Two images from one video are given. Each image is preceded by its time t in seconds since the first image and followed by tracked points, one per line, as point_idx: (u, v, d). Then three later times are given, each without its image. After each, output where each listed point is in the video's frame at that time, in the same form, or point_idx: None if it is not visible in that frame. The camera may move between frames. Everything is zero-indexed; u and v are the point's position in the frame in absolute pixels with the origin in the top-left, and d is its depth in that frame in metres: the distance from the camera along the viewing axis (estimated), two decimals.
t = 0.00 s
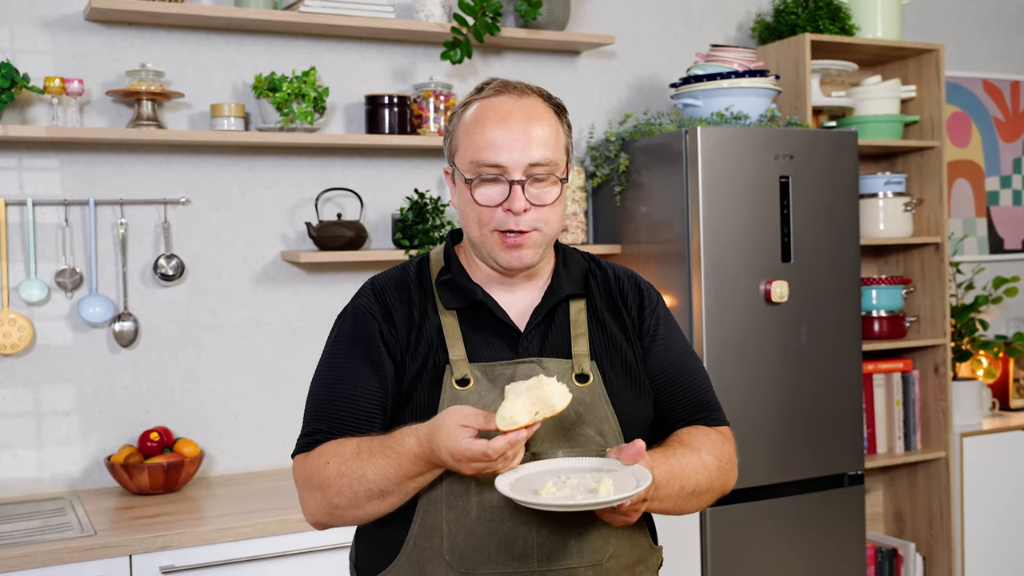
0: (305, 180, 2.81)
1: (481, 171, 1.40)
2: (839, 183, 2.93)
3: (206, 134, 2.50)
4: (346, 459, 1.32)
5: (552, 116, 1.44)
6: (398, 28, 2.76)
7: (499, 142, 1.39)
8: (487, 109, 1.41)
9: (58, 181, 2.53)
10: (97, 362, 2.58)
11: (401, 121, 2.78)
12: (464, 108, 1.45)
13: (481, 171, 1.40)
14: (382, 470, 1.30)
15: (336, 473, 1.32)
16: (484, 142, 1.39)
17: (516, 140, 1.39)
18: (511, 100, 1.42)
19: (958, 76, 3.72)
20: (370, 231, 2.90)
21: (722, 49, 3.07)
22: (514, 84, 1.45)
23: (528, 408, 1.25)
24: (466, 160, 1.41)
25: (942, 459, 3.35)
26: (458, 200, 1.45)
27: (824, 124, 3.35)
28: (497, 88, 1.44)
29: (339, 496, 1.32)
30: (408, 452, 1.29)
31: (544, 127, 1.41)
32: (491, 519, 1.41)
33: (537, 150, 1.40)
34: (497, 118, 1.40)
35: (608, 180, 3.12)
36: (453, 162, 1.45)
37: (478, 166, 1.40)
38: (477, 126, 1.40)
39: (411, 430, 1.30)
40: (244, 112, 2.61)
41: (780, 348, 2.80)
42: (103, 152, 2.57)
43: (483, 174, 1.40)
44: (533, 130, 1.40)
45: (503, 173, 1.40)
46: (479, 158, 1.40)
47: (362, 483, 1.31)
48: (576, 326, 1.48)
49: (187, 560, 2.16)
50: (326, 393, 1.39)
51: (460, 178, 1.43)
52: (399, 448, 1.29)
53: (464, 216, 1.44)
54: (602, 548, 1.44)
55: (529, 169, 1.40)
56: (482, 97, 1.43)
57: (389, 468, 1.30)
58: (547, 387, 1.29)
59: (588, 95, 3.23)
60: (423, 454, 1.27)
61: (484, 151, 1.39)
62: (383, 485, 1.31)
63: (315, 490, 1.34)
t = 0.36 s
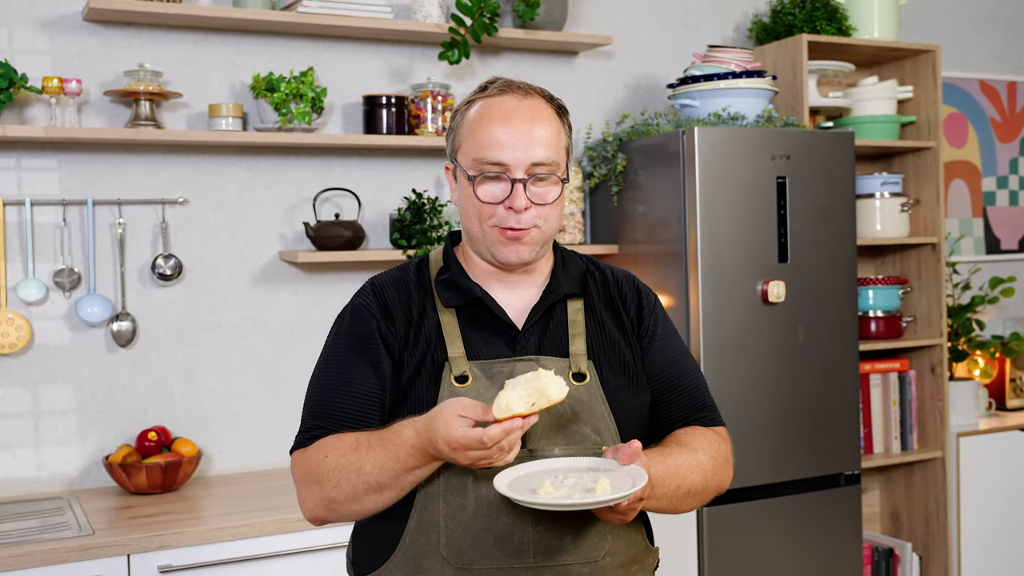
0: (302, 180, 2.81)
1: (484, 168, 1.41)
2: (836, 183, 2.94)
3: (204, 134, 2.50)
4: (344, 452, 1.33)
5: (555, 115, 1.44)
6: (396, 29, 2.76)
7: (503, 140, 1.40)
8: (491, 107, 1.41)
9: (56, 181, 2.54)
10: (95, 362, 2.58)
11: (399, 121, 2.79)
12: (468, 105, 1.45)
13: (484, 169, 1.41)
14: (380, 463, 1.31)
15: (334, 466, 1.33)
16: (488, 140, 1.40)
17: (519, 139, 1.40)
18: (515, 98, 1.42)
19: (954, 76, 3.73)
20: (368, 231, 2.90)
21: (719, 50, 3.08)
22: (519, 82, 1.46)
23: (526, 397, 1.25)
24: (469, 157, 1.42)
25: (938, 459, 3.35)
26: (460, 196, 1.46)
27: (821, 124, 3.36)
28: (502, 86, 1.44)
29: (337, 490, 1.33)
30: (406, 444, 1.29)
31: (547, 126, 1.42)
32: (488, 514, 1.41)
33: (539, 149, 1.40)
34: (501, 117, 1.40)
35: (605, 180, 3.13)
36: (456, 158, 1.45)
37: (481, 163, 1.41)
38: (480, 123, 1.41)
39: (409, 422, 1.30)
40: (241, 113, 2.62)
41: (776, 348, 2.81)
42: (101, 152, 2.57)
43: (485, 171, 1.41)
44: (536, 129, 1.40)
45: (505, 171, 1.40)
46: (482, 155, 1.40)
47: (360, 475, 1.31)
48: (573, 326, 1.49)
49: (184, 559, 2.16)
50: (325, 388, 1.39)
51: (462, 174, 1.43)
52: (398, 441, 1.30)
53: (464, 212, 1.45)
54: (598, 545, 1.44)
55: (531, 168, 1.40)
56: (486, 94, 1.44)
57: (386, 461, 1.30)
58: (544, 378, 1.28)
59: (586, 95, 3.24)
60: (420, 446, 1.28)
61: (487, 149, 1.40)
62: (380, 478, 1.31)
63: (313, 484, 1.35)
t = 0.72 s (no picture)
0: (303, 181, 2.81)
1: (484, 171, 1.41)
2: (837, 183, 2.94)
3: (205, 134, 2.50)
4: (352, 442, 1.33)
5: (556, 116, 1.44)
6: (397, 29, 2.76)
7: (502, 143, 1.40)
8: (490, 109, 1.41)
9: (57, 181, 2.54)
10: (95, 362, 2.58)
11: (400, 121, 2.79)
12: (470, 108, 1.45)
13: (484, 171, 1.40)
14: (387, 451, 1.31)
15: (341, 456, 1.33)
16: (488, 143, 1.40)
17: (519, 142, 1.40)
18: (516, 101, 1.42)
19: (955, 77, 3.73)
20: (369, 231, 2.90)
21: (721, 50, 3.07)
22: (519, 84, 1.45)
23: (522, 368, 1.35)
24: (469, 160, 1.42)
25: (939, 459, 3.35)
26: (461, 199, 1.45)
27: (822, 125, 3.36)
28: (502, 88, 1.44)
29: (342, 481, 1.32)
30: (415, 429, 1.30)
31: (547, 128, 1.41)
32: (488, 514, 1.41)
33: (540, 151, 1.40)
34: (502, 120, 1.40)
35: (606, 181, 3.13)
36: (457, 161, 1.45)
37: (482, 166, 1.41)
38: (480, 126, 1.41)
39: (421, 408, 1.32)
40: (243, 113, 2.61)
41: (777, 348, 2.81)
42: (102, 153, 2.57)
43: (485, 174, 1.41)
44: (536, 132, 1.40)
45: (506, 174, 1.40)
46: (483, 158, 1.40)
47: (367, 464, 1.31)
48: (576, 327, 1.49)
49: (185, 559, 2.16)
50: (329, 384, 1.39)
51: (463, 177, 1.43)
52: (406, 427, 1.30)
53: (466, 214, 1.45)
54: (597, 547, 1.44)
55: (531, 170, 1.40)
56: (486, 97, 1.43)
57: (393, 448, 1.30)
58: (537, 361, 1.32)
59: (586, 95, 3.23)
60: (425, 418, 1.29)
61: (487, 152, 1.40)
62: (386, 467, 1.31)
63: (318, 477, 1.34)
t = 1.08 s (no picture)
0: (305, 183, 2.81)
1: (481, 153, 1.41)
2: (840, 184, 2.93)
3: (207, 136, 2.51)
4: (355, 446, 1.34)
5: (554, 106, 1.46)
6: (399, 31, 2.76)
7: (499, 125, 1.41)
8: (488, 95, 1.43)
9: (60, 184, 2.54)
10: (98, 365, 2.58)
11: (403, 123, 2.79)
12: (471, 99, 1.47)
13: (481, 154, 1.41)
14: (390, 455, 1.31)
15: (344, 460, 1.33)
16: (485, 126, 1.41)
17: (515, 125, 1.41)
18: (514, 88, 1.44)
19: (957, 78, 3.72)
20: (372, 234, 2.90)
21: (723, 52, 3.07)
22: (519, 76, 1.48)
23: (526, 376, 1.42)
24: (467, 144, 1.43)
25: (942, 461, 3.35)
26: (460, 186, 1.46)
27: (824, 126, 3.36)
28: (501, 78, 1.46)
29: (345, 485, 1.33)
30: (418, 434, 1.30)
31: (544, 115, 1.43)
32: (495, 518, 1.41)
33: (536, 135, 1.41)
34: (498, 104, 1.42)
35: (608, 183, 3.13)
36: (456, 150, 1.46)
37: (479, 149, 1.42)
38: (478, 112, 1.43)
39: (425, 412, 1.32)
40: (245, 115, 2.62)
41: (780, 350, 2.81)
42: (105, 155, 2.58)
43: (482, 157, 1.41)
44: (533, 116, 1.42)
45: (502, 156, 1.41)
46: (480, 141, 1.41)
47: (371, 468, 1.32)
48: (580, 328, 1.48)
49: (188, 562, 2.16)
50: (333, 387, 1.39)
51: (461, 164, 1.44)
52: (410, 432, 1.31)
53: (464, 201, 1.45)
54: (605, 549, 1.44)
55: (527, 153, 1.41)
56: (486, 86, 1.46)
57: (397, 453, 1.30)
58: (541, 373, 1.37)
59: (588, 98, 3.24)
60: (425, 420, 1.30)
61: (484, 135, 1.41)
62: (389, 471, 1.31)
63: (322, 480, 1.34)
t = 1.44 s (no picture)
0: (307, 185, 2.82)
1: (475, 142, 1.47)
2: (840, 186, 2.94)
3: (209, 139, 2.51)
4: (358, 450, 1.34)
5: (541, 103, 1.53)
6: (400, 34, 2.76)
7: (491, 116, 1.48)
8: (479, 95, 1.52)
9: (62, 186, 2.54)
10: (100, 367, 2.59)
11: (404, 126, 2.79)
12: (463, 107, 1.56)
13: (475, 143, 1.47)
14: (394, 460, 1.31)
15: (348, 464, 1.33)
16: (478, 118, 1.48)
17: (505, 113, 1.48)
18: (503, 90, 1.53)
19: (958, 80, 3.73)
20: (373, 236, 2.91)
21: (724, 54, 3.07)
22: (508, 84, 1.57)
23: (539, 388, 1.30)
24: (462, 138, 1.49)
25: (943, 463, 3.35)
26: (458, 183, 1.50)
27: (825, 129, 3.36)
28: (491, 84, 1.56)
29: (350, 489, 1.33)
30: (422, 439, 1.30)
31: (532, 106, 1.50)
32: (498, 518, 1.41)
33: (525, 121, 1.48)
34: (488, 99, 1.50)
35: (609, 185, 3.13)
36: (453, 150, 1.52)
37: (473, 139, 1.47)
38: (470, 110, 1.51)
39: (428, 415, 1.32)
40: (247, 118, 2.62)
41: (781, 352, 2.81)
42: (106, 157, 2.58)
43: (477, 146, 1.47)
44: (521, 106, 1.49)
45: (495, 142, 1.47)
46: (473, 131, 1.48)
47: (374, 473, 1.32)
48: (581, 329, 1.49)
49: (189, 563, 2.16)
50: (334, 390, 1.40)
51: (457, 158, 1.49)
52: (413, 436, 1.31)
53: (464, 195, 1.48)
54: (608, 550, 1.44)
55: (519, 137, 1.47)
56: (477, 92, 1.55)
57: (400, 457, 1.31)
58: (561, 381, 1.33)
59: (589, 100, 3.24)
60: (432, 432, 1.29)
61: (477, 125, 1.48)
62: (394, 476, 1.31)
63: (325, 485, 1.35)
